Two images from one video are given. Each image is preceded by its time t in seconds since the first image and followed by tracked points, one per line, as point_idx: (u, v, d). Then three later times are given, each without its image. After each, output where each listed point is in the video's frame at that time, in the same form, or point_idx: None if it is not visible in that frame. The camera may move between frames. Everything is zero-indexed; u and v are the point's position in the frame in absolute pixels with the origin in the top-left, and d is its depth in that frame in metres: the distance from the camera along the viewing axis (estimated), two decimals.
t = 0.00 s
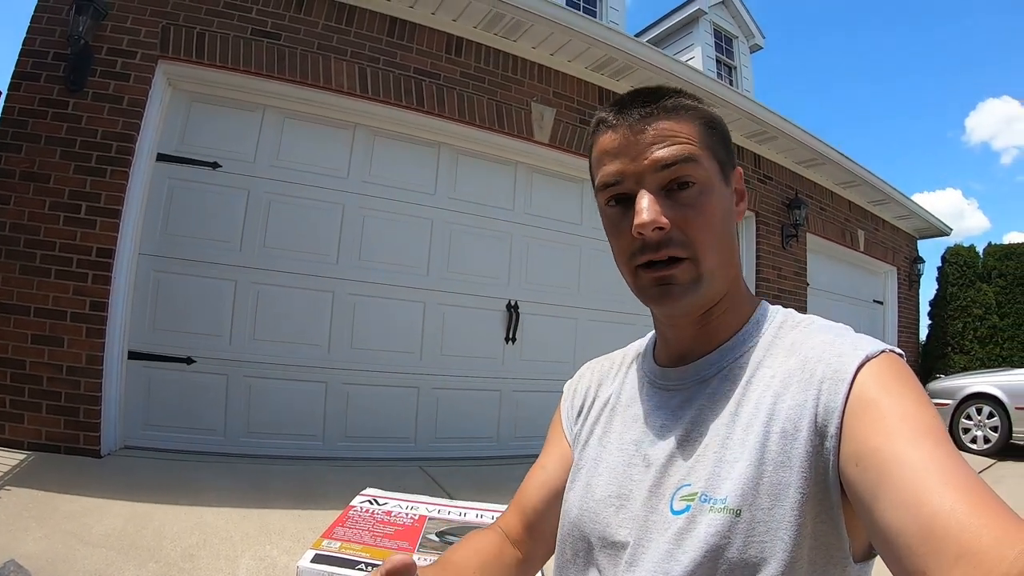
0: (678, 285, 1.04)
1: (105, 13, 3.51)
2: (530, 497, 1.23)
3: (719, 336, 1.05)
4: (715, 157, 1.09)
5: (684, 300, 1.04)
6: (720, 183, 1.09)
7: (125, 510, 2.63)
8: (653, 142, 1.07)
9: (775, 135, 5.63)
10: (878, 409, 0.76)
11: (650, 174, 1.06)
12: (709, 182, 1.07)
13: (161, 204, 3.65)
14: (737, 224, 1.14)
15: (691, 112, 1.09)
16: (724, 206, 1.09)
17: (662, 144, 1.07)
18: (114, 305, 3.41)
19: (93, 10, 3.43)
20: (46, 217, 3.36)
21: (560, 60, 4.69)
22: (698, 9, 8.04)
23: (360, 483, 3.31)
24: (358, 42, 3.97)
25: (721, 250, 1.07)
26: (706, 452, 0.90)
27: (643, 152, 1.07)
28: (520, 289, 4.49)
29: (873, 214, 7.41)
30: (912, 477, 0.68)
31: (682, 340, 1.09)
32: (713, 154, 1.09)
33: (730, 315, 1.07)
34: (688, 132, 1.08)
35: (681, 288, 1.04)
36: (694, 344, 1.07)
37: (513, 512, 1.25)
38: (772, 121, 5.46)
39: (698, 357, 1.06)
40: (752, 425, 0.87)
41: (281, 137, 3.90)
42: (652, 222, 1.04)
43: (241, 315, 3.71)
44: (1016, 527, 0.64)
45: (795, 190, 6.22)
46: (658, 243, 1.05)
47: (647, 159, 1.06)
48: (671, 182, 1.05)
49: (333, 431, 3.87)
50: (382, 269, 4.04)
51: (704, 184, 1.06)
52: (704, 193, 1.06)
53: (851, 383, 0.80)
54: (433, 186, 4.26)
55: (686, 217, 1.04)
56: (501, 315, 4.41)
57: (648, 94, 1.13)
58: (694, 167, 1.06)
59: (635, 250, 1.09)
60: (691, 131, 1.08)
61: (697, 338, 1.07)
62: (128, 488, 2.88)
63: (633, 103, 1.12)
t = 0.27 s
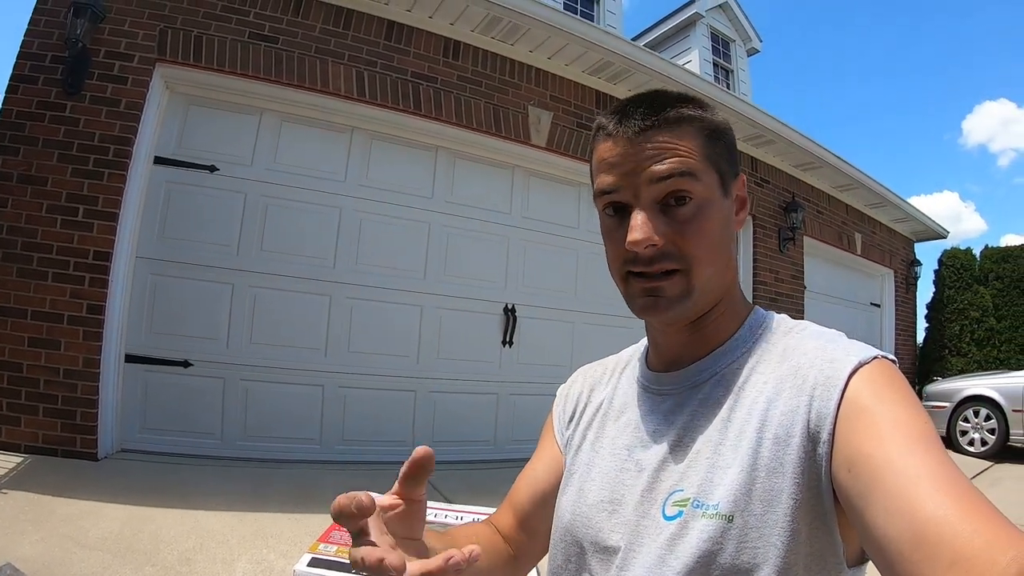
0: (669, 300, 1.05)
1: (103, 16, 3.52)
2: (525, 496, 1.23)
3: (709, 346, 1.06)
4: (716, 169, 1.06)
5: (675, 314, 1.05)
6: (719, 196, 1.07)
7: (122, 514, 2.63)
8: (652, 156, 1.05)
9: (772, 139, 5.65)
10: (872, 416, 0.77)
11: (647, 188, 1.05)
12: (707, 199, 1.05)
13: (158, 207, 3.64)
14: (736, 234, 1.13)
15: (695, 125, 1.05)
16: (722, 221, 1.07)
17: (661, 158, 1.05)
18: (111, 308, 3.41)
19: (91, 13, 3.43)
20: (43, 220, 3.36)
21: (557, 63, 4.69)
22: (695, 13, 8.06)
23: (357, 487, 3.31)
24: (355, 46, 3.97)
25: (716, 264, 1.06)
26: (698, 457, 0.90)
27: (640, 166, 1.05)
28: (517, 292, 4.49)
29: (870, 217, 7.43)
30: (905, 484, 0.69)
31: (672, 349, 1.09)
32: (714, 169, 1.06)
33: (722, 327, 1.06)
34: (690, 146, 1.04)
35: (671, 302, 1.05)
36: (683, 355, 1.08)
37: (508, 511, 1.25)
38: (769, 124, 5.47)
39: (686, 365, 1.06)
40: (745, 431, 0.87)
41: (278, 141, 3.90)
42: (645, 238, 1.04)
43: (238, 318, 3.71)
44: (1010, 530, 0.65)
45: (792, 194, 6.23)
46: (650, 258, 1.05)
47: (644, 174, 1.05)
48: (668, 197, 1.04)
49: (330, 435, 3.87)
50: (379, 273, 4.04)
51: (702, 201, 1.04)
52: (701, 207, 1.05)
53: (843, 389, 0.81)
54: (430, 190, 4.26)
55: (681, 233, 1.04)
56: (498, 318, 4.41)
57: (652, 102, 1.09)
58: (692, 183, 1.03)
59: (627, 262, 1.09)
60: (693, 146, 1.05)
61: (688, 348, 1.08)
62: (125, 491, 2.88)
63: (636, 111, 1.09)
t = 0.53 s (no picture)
0: (668, 297, 1.05)
1: (101, 19, 3.52)
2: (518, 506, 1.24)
3: (708, 340, 1.06)
4: (712, 165, 1.06)
5: (674, 311, 1.05)
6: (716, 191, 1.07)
7: (120, 516, 2.63)
8: (647, 152, 1.05)
9: (769, 140, 5.66)
10: (867, 413, 0.77)
11: (643, 185, 1.05)
12: (704, 194, 1.05)
13: (156, 209, 3.65)
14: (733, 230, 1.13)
15: (690, 120, 1.06)
16: (719, 215, 1.07)
17: (657, 154, 1.04)
18: (109, 310, 3.41)
19: (89, 16, 3.44)
20: (41, 223, 3.36)
21: (554, 65, 4.71)
22: (692, 14, 8.07)
23: (355, 489, 3.31)
24: (352, 48, 3.98)
25: (714, 260, 1.06)
26: (695, 453, 0.90)
27: (636, 163, 1.05)
28: (515, 294, 4.50)
29: (867, 217, 7.44)
30: (900, 480, 0.69)
31: (671, 345, 1.09)
32: (710, 163, 1.06)
33: (720, 321, 1.07)
34: (685, 142, 1.04)
35: (670, 299, 1.05)
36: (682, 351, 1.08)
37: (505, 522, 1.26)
38: (766, 125, 5.48)
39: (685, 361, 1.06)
40: (742, 427, 0.87)
41: (275, 143, 3.91)
42: (643, 236, 1.04)
43: (236, 320, 3.71)
44: (1003, 528, 0.65)
45: (789, 194, 6.24)
46: (649, 255, 1.05)
47: (641, 171, 1.05)
48: (665, 194, 1.04)
49: (328, 437, 3.87)
50: (377, 275, 4.05)
51: (698, 196, 1.04)
52: (698, 204, 1.05)
53: (840, 386, 0.81)
54: (428, 192, 4.27)
55: (678, 229, 1.04)
56: (496, 320, 4.41)
57: (646, 99, 1.09)
58: (688, 178, 1.03)
59: (626, 260, 1.09)
60: (688, 141, 1.05)
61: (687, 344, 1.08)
62: (123, 494, 2.88)
63: (629, 109, 1.09)
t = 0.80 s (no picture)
0: (668, 297, 1.04)
1: (101, 21, 3.53)
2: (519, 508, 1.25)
3: (709, 338, 1.05)
4: (709, 165, 1.06)
5: (674, 312, 1.05)
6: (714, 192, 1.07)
7: (121, 518, 2.63)
8: (644, 154, 1.05)
9: (768, 140, 5.67)
10: (865, 413, 0.76)
11: (641, 187, 1.05)
12: (702, 194, 1.05)
13: (156, 211, 3.65)
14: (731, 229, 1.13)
15: (685, 121, 1.06)
16: (717, 214, 1.07)
17: (653, 156, 1.05)
18: (109, 312, 3.41)
19: (88, 19, 3.44)
20: (41, 225, 3.36)
21: (553, 67, 4.71)
22: (690, 15, 8.08)
23: (355, 490, 3.31)
24: (352, 50, 3.98)
25: (713, 260, 1.06)
26: (695, 453, 0.91)
27: (633, 164, 1.05)
28: (514, 295, 4.50)
29: (866, 217, 7.45)
30: (897, 481, 0.68)
31: (671, 344, 1.09)
32: (707, 163, 1.06)
33: (720, 319, 1.06)
34: (682, 142, 1.05)
35: (670, 300, 1.04)
36: (683, 349, 1.08)
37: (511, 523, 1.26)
38: (765, 126, 5.49)
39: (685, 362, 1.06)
40: (741, 427, 0.88)
41: (275, 145, 3.91)
42: (642, 237, 1.04)
43: (236, 322, 3.71)
44: (1001, 527, 0.64)
45: (788, 194, 6.25)
46: (648, 257, 1.05)
47: (638, 173, 1.05)
48: (662, 195, 1.04)
49: (329, 438, 3.87)
50: (377, 276, 4.05)
51: (696, 196, 1.04)
52: (696, 204, 1.04)
53: (838, 385, 0.81)
54: (427, 193, 4.27)
55: (677, 229, 1.03)
56: (496, 321, 4.41)
57: (642, 102, 1.10)
58: (685, 179, 1.03)
59: (625, 261, 1.09)
60: (684, 141, 1.05)
61: (688, 342, 1.07)
62: (123, 496, 2.88)
63: (626, 112, 1.09)
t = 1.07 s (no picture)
0: (656, 292, 1.04)
1: (99, 21, 3.53)
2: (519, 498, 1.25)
3: (706, 332, 1.05)
4: (696, 156, 1.05)
5: (663, 307, 1.04)
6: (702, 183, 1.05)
7: (122, 517, 2.63)
8: (628, 150, 1.05)
9: (767, 138, 5.68)
10: (866, 407, 0.77)
11: (625, 184, 1.05)
12: (689, 186, 1.03)
13: (155, 210, 3.65)
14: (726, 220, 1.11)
15: (668, 114, 1.05)
16: (709, 205, 1.06)
17: (637, 151, 1.05)
18: (109, 311, 3.41)
19: (88, 18, 3.44)
20: (41, 225, 3.36)
21: (551, 65, 4.71)
22: (689, 13, 8.08)
23: (355, 488, 3.31)
24: (351, 49, 3.98)
25: (704, 252, 1.05)
26: (694, 447, 0.91)
27: (616, 162, 1.06)
28: (514, 293, 4.50)
29: (865, 215, 7.45)
30: (899, 475, 0.69)
31: (668, 339, 1.09)
32: (694, 153, 1.05)
33: (715, 313, 1.06)
34: (665, 135, 1.04)
35: (658, 295, 1.04)
36: (679, 343, 1.08)
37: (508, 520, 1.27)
38: (763, 124, 5.49)
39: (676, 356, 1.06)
40: (741, 421, 0.88)
41: (274, 144, 3.91)
42: (627, 233, 1.04)
43: (235, 322, 3.72)
44: (1000, 522, 0.65)
45: (787, 192, 6.25)
46: (636, 253, 1.05)
47: (622, 169, 1.05)
48: (646, 190, 1.04)
49: (329, 437, 3.87)
50: (376, 274, 4.05)
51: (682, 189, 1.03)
52: (683, 197, 1.03)
53: (839, 379, 0.81)
54: (427, 192, 4.27)
55: (663, 223, 1.02)
56: (495, 319, 4.41)
57: (627, 97, 1.09)
58: (670, 172, 1.03)
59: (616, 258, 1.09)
60: (669, 133, 1.04)
61: (684, 336, 1.07)
62: (124, 495, 2.88)
63: (610, 108, 1.09)
